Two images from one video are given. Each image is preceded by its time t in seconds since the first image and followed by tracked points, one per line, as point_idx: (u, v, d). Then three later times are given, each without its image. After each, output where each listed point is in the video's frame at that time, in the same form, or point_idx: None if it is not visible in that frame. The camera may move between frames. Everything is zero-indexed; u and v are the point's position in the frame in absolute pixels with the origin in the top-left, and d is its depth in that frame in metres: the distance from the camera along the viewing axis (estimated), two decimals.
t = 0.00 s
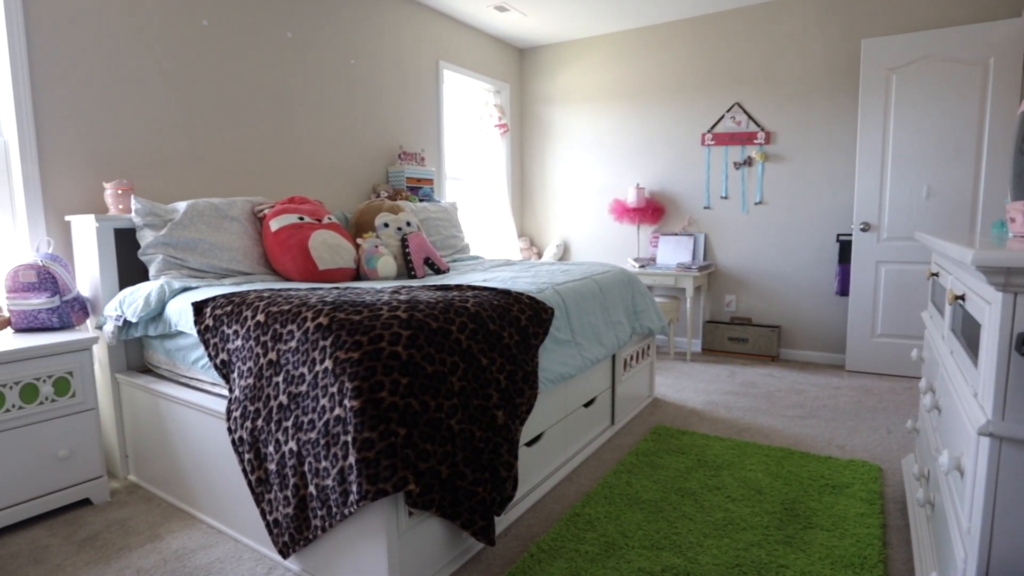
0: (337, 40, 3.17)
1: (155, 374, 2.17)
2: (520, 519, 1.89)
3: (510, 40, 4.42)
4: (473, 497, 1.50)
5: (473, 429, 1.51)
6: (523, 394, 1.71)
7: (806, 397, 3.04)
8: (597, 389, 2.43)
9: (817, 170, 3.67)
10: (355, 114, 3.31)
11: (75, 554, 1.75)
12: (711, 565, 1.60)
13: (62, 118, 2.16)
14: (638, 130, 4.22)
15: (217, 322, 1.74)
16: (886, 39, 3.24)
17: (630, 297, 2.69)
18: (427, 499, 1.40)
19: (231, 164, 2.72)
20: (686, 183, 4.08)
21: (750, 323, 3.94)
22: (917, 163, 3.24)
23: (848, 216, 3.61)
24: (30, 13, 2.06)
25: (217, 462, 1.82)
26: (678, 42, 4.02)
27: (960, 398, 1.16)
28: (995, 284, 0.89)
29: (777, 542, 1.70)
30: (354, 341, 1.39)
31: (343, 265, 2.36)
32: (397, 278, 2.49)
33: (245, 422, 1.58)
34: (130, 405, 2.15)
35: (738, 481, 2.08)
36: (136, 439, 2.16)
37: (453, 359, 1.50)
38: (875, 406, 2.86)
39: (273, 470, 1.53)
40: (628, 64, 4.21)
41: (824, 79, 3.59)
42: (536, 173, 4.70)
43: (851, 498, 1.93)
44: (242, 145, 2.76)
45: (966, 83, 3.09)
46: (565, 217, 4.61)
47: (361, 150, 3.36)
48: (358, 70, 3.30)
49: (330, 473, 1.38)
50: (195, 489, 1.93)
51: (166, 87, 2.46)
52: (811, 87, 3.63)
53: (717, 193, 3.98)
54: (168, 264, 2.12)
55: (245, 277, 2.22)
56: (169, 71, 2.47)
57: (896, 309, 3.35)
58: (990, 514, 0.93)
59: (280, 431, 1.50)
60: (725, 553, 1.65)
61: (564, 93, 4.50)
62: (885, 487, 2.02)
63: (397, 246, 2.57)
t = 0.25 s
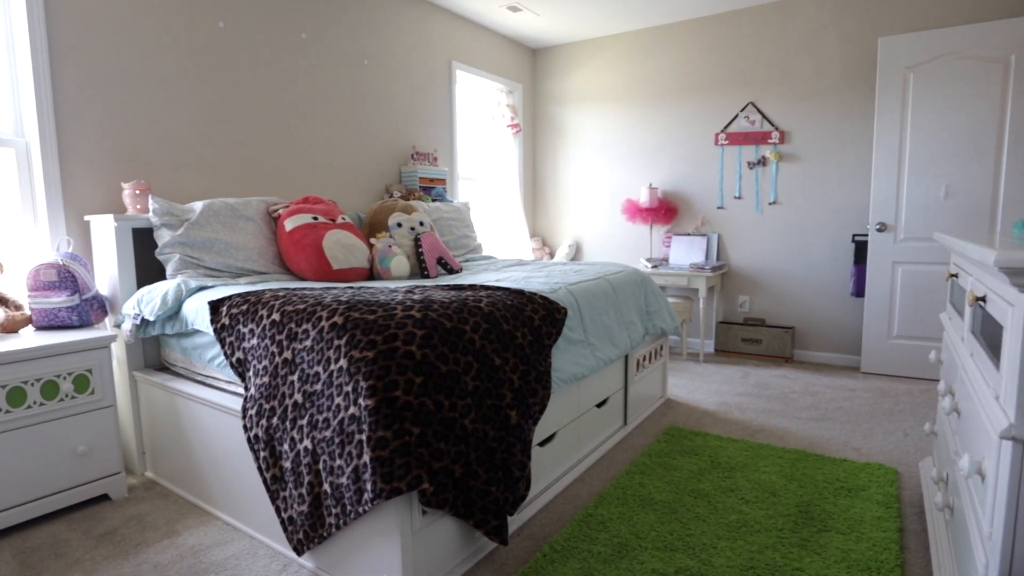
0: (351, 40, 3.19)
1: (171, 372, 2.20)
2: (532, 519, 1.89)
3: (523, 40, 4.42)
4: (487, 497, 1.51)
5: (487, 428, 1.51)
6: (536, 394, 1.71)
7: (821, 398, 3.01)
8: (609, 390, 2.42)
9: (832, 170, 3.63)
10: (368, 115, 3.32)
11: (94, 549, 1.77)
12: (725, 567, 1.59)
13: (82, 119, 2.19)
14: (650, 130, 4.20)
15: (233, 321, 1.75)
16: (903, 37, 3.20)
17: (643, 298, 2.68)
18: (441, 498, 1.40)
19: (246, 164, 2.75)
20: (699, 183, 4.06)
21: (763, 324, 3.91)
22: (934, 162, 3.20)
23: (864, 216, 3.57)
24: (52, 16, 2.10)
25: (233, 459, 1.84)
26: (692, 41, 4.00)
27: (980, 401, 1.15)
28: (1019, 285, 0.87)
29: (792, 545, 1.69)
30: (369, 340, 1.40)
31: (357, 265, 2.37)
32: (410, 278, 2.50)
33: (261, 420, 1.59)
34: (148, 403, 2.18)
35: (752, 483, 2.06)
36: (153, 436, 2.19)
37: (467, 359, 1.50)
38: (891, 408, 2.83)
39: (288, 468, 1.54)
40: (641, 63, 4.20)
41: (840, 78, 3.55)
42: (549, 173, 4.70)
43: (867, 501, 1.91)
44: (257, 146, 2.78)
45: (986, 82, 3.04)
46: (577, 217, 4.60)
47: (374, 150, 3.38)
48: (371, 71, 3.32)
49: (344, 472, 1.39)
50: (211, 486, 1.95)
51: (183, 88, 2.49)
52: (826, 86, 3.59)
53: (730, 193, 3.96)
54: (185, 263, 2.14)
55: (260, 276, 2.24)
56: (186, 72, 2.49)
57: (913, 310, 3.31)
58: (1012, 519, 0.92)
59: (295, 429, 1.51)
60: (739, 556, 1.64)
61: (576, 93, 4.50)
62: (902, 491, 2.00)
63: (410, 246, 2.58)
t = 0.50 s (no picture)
0: (366, 40, 3.20)
1: (189, 369, 2.22)
2: (546, 518, 1.88)
3: (536, 39, 4.41)
4: (501, 496, 1.51)
5: (502, 427, 1.51)
6: (550, 394, 1.71)
7: (838, 400, 2.98)
8: (624, 390, 2.42)
9: (850, 169, 3.59)
10: (383, 114, 3.34)
11: (115, 543, 1.80)
12: (741, 569, 1.58)
13: (103, 120, 2.22)
14: (665, 129, 4.18)
15: (250, 319, 1.77)
16: (924, 33, 3.15)
17: (657, 297, 2.67)
18: (455, 496, 1.40)
19: (262, 164, 2.77)
20: (714, 182, 4.03)
21: (779, 324, 3.88)
22: (955, 161, 3.15)
23: (882, 215, 3.52)
24: (74, 18, 2.13)
25: (249, 456, 1.86)
26: (707, 39, 3.97)
27: (1004, 404, 1.13)
28: None
29: (809, 548, 1.67)
30: (384, 338, 1.40)
31: (372, 264, 2.38)
32: (425, 277, 2.51)
33: (278, 418, 1.61)
34: (166, 400, 2.20)
35: (767, 484, 2.05)
36: (171, 433, 2.22)
37: (482, 358, 1.50)
38: (909, 410, 2.79)
39: (304, 465, 1.56)
40: (656, 62, 4.18)
41: (858, 75, 3.51)
42: (562, 173, 4.69)
43: (886, 504, 1.89)
44: (273, 146, 2.81)
45: (1009, 78, 2.99)
46: (591, 217, 4.59)
47: (389, 150, 3.39)
48: (386, 71, 3.33)
49: (360, 470, 1.40)
50: (228, 482, 1.97)
51: (201, 89, 2.52)
52: (844, 84, 3.55)
53: (746, 193, 3.92)
54: (202, 261, 2.16)
55: (276, 275, 2.26)
56: (203, 73, 2.52)
57: (933, 311, 3.26)
58: None
59: (312, 427, 1.52)
60: (755, 557, 1.63)
61: (590, 92, 4.48)
62: (921, 494, 1.97)
63: (425, 245, 2.59)
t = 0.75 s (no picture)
0: (381, 42, 3.22)
1: (206, 368, 2.25)
2: (560, 519, 1.88)
3: (550, 40, 4.41)
4: (515, 496, 1.51)
5: (516, 428, 1.51)
6: (564, 395, 1.70)
7: (855, 403, 2.94)
8: (638, 391, 2.41)
9: (867, 169, 3.54)
10: (397, 116, 3.36)
11: (134, 539, 1.82)
12: (757, 573, 1.57)
13: (123, 122, 2.26)
14: (679, 129, 4.16)
15: (266, 319, 1.79)
16: (944, 31, 3.10)
17: (671, 298, 2.65)
18: (469, 497, 1.41)
19: (278, 165, 2.79)
20: (729, 182, 4.00)
21: (794, 326, 3.84)
22: (976, 161, 3.10)
23: (901, 215, 3.47)
24: (95, 22, 2.16)
25: (265, 455, 1.87)
26: (722, 39, 3.94)
27: None
28: None
29: (825, 552, 1.65)
30: (399, 339, 1.41)
31: (386, 264, 2.40)
32: (438, 278, 2.52)
33: (293, 417, 1.62)
34: (183, 399, 2.23)
35: (783, 488, 2.03)
36: (188, 431, 2.24)
37: (496, 358, 1.50)
38: (929, 414, 2.75)
39: (319, 464, 1.57)
40: (670, 61, 4.16)
41: (876, 74, 3.46)
42: (575, 173, 4.68)
43: (905, 509, 1.86)
44: (289, 147, 2.83)
45: None
46: (604, 217, 4.57)
47: (403, 151, 3.41)
48: (400, 72, 3.35)
49: (374, 469, 1.41)
50: (244, 481, 1.99)
51: (219, 91, 2.55)
52: (861, 83, 3.51)
53: (761, 193, 3.89)
54: (219, 262, 2.19)
55: (292, 275, 2.27)
56: (221, 75, 2.55)
57: (953, 313, 3.21)
58: None
59: (327, 426, 1.53)
60: (770, 561, 1.61)
61: (604, 92, 4.47)
62: (941, 499, 1.94)
63: (438, 246, 2.60)
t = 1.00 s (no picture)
0: (395, 43, 3.24)
1: (222, 367, 2.27)
2: (573, 520, 1.88)
3: (564, 39, 4.41)
4: (528, 497, 1.51)
5: (529, 428, 1.51)
6: (578, 395, 1.70)
7: (873, 405, 2.90)
8: (651, 392, 2.39)
9: (885, 168, 3.50)
10: (411, 116, 3.37)
11: (151, 535, 1.85)
12: None
13: (142, 123, 2.29)
14: (694, 128, 4.13)
15: (282, 318, 1.80)
16: (965, 28, 3.05)
17: (686, 299, 2.63)
18: (482, 497, 1.41)
19: (293, 166, 2.81)
20: (744, 182, 3.97)
21: (810, 327, 3.80)
22: (998, 160, 3.05)
23: (920, 215, 3.42)
24: (115, 25, 2.19)
25: (280, 453, 1.89)
26: (737, 37, 3.92)
27: None
28: None
29: (842, 557, 1.63)
30: (413, 338, 1.41)
31: (400, 264, 2.40)
32: (452, 277, 2.52)
33: (308, 416, 1.63)
34: (199, 397, 2.25)
35: (798, 491, 2.00)
36: (204, 429, 2.27)
37: (509, 358, 1.50)
38: (949, 417, 2.71)
39: (333, 463, 1.57)
40: (685, 61, 4.14)
41: (895, 72, 3.42)
42: (589, 173, 4.67)
43: (924, 514, 1.83)
44: (304, 148, 2.85)
45: None
46: (618, 218, 4.56)
47: (417, 151, 3.42)
48: (414, 73, 3.36)
49: (388, 468, 1.41)
50: (259, 479, 2.00)
51: (235, 93, 2.57)
52: (880, 81, 3.47)
53: (777, 193, 3.85)
54: (235, 261, 2.21)
55: (306, 275, 2.29)
56: (237, 77, 2.57)
57: (973, 315, 3.16)
58: None
59: (341, 425, 1.54)
60: (786, 565, 1.60)
61: (617, 91, 4.46)
62: (962, 504, 1.91)
63: (452, 246, 2.60)
